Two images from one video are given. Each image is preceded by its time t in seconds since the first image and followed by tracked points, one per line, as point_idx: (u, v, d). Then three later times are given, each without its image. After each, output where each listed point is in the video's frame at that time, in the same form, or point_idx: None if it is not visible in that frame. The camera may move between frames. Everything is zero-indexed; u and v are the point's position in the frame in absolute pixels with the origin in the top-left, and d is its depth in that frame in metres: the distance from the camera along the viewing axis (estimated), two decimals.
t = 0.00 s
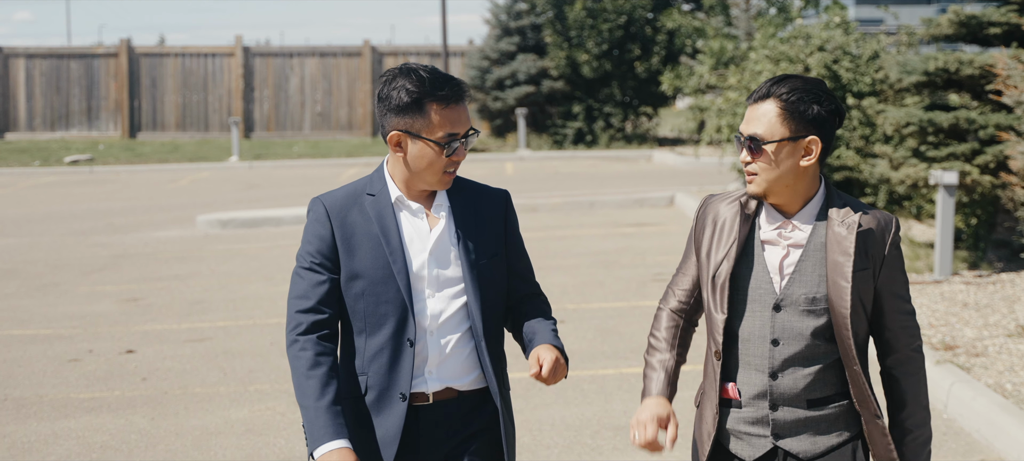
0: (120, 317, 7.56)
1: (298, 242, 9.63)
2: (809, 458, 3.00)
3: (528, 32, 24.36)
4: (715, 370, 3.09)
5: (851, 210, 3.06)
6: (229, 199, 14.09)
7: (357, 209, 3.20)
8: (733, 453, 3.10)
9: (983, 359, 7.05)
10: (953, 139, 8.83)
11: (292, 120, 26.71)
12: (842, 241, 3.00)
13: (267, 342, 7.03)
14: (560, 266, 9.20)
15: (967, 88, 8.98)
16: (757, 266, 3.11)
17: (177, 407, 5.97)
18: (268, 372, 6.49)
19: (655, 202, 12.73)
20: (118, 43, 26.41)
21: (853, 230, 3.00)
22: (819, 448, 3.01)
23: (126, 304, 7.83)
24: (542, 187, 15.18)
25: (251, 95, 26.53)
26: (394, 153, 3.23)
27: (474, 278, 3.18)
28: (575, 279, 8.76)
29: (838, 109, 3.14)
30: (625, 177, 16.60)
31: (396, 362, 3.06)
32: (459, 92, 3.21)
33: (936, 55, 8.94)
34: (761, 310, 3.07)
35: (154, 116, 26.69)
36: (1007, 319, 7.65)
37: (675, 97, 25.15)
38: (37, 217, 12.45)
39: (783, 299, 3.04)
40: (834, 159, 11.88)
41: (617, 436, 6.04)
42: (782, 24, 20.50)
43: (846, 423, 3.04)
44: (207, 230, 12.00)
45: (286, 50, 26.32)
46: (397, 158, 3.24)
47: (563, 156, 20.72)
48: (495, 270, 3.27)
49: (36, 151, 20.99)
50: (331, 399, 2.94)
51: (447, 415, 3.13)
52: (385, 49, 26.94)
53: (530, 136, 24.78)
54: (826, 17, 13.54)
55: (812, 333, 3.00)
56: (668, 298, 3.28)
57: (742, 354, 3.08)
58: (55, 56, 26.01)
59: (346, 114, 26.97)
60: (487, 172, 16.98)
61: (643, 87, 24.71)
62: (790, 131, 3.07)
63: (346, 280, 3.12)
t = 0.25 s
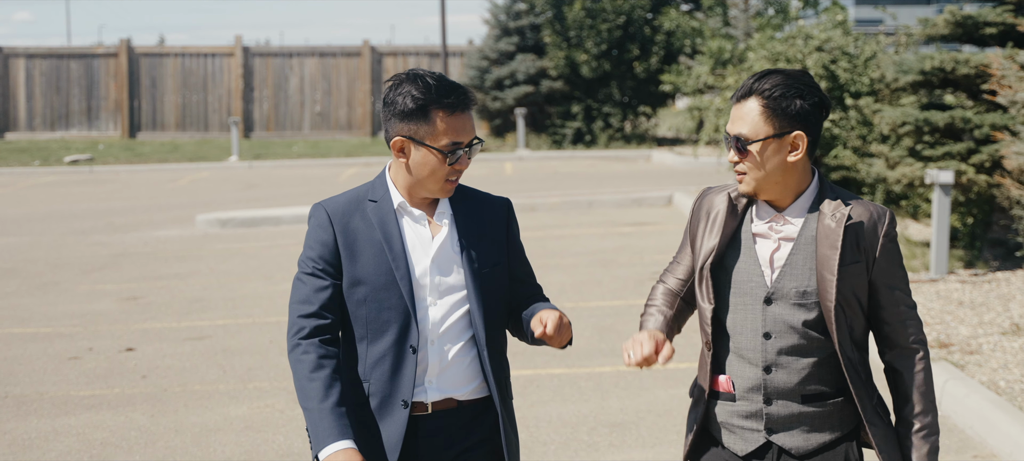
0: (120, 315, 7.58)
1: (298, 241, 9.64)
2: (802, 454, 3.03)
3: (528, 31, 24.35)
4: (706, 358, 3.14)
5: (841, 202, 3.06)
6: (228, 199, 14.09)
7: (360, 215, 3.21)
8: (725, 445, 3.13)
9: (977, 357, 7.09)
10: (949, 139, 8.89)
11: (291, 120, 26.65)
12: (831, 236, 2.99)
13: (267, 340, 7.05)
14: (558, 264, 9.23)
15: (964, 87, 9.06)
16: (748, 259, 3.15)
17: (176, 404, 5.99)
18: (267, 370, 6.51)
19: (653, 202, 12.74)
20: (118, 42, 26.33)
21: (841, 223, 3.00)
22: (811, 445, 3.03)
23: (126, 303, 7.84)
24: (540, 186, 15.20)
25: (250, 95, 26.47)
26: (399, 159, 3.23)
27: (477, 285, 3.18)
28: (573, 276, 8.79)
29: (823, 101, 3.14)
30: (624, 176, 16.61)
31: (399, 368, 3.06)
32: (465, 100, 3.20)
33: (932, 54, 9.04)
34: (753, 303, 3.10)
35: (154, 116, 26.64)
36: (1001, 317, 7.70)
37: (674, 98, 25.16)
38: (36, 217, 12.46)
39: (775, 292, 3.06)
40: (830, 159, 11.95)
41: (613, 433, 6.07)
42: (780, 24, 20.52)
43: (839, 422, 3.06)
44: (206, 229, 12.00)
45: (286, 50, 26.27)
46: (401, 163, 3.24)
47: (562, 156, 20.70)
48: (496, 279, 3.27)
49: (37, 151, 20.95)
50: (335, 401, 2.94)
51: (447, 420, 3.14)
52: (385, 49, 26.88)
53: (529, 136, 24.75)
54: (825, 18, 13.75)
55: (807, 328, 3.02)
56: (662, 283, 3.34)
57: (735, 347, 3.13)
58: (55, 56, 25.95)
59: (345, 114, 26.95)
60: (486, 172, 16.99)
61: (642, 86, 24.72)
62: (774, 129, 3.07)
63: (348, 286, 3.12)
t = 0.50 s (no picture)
0: (120, 314, 7.59)
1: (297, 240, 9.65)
2: (794, 453, 3.04)
3: (526, 31, 24.36)
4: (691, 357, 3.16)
5: (835, 198, 3.07)
6: (228, 199, 14.09)
7: (363, 217, 3.16)
8: (717, 443, 3.14)
9: (972, 355, 7.13)
10: (945, 138, 8.96)
11: (291, 121, 26.64)
12: (822, 233, 3.00)
13: (266, 338, 7.07)
14: (556, 263, 9.26)
15: (959, 87, 9.14)
16: (740, 257, 3.15)
17: (174, 401, 5.99)
18: (266, 368, 6.53)
19: (651, 202, 12.76)
20: (118, 42, 26.27)
21: (833, 219, 3.01)
22: (804, 443, 3.05)
23: (126, 302, 7.85)
24: (537, 186, 15.22)
25: (250, 95, 26.45)
26: (404, 159, 3.17)
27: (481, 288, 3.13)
28: (571, 272, 8.82)
29: (810, 98, 3.10)
30: (623, 176, 16.62)
31: (404, 371, 3.01)
32: (475, 105, 3.13)
33: (927, 55, 9.13)
34: (745, 301, 3.09)
35: (154, 116, 26.58)
36: (996, 316, 7.74)
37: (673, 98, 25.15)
38: (35, 216, 12.45)
39: (767, 290, 3.06)
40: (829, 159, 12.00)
41: (609, 430, 6.09)
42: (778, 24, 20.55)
43: (831, 420, 3.08)
44: (205, 228, 12.01)
45: (285, 50, 26.25)
46: (406, 167, 3.18)
47: (561, 155, 20.70)
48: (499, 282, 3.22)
49: (36, 151, 20.91)
50: (331, 411, 2.91)
51: (445, 423, 3.07)
52: (384, 49, 26.86)
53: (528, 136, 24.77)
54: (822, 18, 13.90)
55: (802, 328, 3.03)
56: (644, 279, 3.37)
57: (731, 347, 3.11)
58: (55, 56, 25.84)
59: (344, 114, 26.93)
60: (485, 172, 17.01)
61: (641, 86, 24.71)
62: (760, 130, 3.04)
63: (351, 288, 3.07)
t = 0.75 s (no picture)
0: (121, 313, 7.59)
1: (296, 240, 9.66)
2: None
3: (526, 32, 24.39)
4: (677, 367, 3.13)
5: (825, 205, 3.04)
6: (228, 199, 14.09)
7: (365, 213, 3.15)
8: (709, 453, 3.09)
9: (967, 353, 7.16)
10: (941, 138, 8.99)
11: (290, 121, 26.65)
12: (813, 241, 2.97)
13: (266, 337, 7.08)
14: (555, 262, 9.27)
15: (955, 88, 9.19)
16: (731, 264, 3.11)
17: (175, 400, 6.00)
18: (266, 367, 6.54)
19: (649, 202, 12.78)
20: (118, 43, 26.22)
21: (825, 225, 2.97)
22: (798, 453, 3.02)
23: (126, 301, 7.86)
24: (536, 186, 15.23)
25: (250, 95, 26.44)
26: (406, 160, 3.16)
27: (484, 286, 3.13)
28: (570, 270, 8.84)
29: (798, 103, 3.09)
30: (622, 176, 16.64)
31: (407, 368, 2.99)
32: (482, 105, 3.11)
33: (924, 55, 9.19)
34: (736, 309, 3.06)
35: (154, 116, 26.56)
36: (991, 315, 7.77)
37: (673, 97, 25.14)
38: (34, 216, 12.45)
39: (760, 297, 3.03)
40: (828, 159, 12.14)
41: (606, 428, 6.12)
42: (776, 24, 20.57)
43: (822, 429, 3.05)
44: (205, 228, 12.00)
45: (285, 50, 26.25)
46: (409, 165, 3.17)
47: (560, 155, 20.72)
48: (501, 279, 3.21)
49: (36, 151, 20.89)
50: (320, 418, 2.92)
51: (446, 421, 3.05)
52: (383, 49, 26.72)
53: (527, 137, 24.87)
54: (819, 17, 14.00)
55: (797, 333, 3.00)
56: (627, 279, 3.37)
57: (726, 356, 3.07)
58: (55, 56, 25.77)
59: (343, 114, 26.92)
60: (485, 172, 17.02)
61: (640, 87, 24.71)
62: (750, 134, 3.02)
63: (351, 284, 3.06)
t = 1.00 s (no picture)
0: (122, 313, 7.60)
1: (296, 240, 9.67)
2: None
3: (525, 32, 24.46)
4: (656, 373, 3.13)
5: (813, 215, 3.10)
6: (228, 199, 14.09)
7: (361, 212, 3.17)
8: None
9: (963, 353, 7.19)
10: (939, 139, 9.03)
11: (290, 121, 26.66)
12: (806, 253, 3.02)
13: (267, 337, 7.09)
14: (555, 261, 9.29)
15: (952, 89, 9.23)
16: (722, 277, 3.15)
17: (176, 399, 6.02)
18: (266, 366, 6.55)
19: (648, 202, 12.80)
20: (118, 43, 26.22)
21: (815, 238, 3.03)
22: None
23: (127, 301, 7.87)
24: (533, 186, 15.24)
25: (249, 96, 26.45)
26: (405, 164, 3.17)
27: (481, 286, 3.11)
28: (569, 269, 8.86)
29: (785, 114, 3.15)
30: (621, 176, 16.67)
31: (398, 371, 3.00)
32: (481, 108, 3.10)
33: (921, 56, 9.23)
34: (727, 322, 3.09)
35: (154, 117, 26.54)
36: (988, 315, 7.80)
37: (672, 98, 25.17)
38: (33, 216, 12.45)
39: (750, 310, 3.06)
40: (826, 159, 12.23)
41: (605, 427, 6.13)
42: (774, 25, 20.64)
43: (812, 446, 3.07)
44: (205, 229, 12.01)
45: (285, 51, 26.27)
46: (407, 166, 3.17)
47: (559, 155, 20.74)
48: (502, 280, 3.20)
49: (37, 152, 20.89)
50: (302, 424, 2.96)
51: (450, 422, 3.06)
52: (383, 49, 26.81)
53: (527, 137, 25.12)
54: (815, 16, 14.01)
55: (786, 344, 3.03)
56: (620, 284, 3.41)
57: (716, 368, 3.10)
58: (55, 56, 25.74)
59: (343, 115, 26.92)
60: (484, 173, 17.02)
61: (640, 87, 24.74)
62: (739, 146, 3.06)
63: (346, 285, 3.10)
